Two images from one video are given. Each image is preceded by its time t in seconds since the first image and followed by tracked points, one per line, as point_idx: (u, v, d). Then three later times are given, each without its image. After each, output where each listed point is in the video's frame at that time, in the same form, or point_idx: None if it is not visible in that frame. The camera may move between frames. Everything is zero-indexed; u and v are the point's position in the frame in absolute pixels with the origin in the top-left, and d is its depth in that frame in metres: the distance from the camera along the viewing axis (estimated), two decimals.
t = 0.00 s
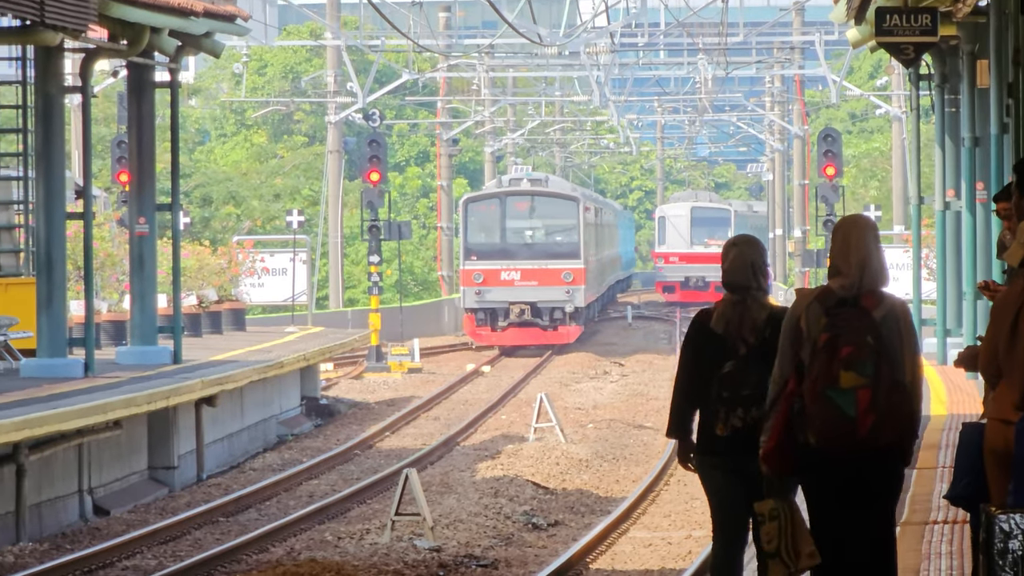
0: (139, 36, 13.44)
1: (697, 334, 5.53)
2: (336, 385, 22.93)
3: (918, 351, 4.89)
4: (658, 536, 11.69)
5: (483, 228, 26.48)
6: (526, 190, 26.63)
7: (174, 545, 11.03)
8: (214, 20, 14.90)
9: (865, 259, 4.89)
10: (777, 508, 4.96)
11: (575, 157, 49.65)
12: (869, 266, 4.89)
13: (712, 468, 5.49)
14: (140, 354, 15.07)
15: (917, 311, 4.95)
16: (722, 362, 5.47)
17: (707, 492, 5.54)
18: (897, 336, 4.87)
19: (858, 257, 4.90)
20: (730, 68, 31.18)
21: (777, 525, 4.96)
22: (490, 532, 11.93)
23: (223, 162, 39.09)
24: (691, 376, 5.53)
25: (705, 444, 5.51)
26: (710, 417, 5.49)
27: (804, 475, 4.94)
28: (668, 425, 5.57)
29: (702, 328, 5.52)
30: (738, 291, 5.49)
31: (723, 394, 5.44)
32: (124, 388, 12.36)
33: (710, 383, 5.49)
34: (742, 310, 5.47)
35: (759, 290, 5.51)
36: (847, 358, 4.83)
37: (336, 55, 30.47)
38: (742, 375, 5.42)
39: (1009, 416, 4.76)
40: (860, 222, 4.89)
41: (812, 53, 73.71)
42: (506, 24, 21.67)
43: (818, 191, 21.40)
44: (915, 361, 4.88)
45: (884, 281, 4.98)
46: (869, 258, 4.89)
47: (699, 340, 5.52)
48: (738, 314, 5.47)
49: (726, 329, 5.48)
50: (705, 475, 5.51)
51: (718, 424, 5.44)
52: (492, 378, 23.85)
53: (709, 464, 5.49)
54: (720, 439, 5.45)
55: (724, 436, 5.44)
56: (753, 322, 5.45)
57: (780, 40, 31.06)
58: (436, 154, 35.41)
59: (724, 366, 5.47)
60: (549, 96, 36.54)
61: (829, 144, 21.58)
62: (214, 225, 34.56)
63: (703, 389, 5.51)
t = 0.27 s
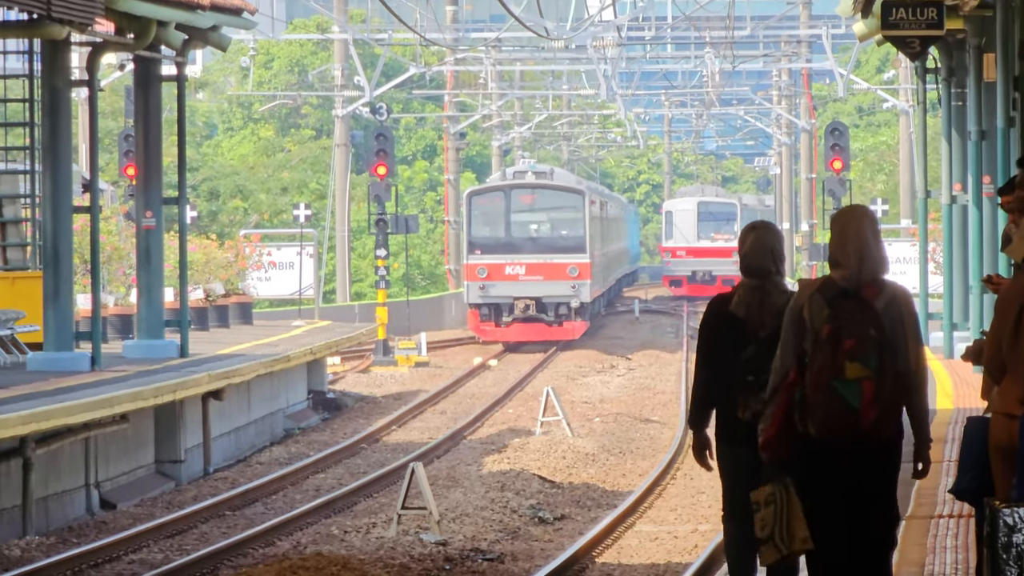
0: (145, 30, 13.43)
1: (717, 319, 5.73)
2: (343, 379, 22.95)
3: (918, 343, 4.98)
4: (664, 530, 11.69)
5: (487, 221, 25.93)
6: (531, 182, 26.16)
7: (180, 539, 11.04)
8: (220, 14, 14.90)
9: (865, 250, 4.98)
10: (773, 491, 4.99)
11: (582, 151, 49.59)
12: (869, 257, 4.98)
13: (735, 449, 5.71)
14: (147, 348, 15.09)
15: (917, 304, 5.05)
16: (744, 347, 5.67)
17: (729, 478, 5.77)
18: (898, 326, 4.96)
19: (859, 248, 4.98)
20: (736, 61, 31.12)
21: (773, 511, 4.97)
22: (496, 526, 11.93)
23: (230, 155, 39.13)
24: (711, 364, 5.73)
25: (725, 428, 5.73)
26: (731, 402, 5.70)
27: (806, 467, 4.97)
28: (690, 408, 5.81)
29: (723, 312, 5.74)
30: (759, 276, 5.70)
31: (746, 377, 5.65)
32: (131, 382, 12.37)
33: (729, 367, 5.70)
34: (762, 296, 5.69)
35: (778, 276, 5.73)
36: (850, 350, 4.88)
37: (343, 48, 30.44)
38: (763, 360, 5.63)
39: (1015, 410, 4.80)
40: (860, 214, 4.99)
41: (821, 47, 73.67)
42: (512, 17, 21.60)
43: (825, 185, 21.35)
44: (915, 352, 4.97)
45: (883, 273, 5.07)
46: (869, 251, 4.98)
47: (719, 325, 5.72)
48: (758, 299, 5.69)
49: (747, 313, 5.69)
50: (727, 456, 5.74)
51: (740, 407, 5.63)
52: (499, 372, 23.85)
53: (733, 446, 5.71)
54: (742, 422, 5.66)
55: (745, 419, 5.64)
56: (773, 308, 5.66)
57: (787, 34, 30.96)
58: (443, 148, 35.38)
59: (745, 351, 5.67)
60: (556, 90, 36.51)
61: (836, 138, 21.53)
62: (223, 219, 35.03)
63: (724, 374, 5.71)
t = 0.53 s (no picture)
0: (153, 26, 13.45)
1: (722, 320, 5.77)
2: (351, 375, 22.96)
3: (928, 336, 5.09)
4: (672, 526, 11.68)
5: (492, 218, 25.62)
6: (537, 177, 25.83)
7: (188, 535, 11.07)
8: (228, 10, 14.88)
9: (873, 248, 5.12)
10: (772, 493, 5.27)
11: (591, 147, 49.50)
12: (877, 255, 5.12)
13: (741, 449, 5.73)
14: (156, 345, 15.14)
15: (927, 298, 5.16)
16: (752, 350, 5.70)
17: (735, 481, 5.78)
18: (906, 321, 5.08)
19: (868, 245, 5.11)
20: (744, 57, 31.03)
21: (770, 504, 5.26)
22: (504, 522, 11.94)
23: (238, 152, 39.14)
24: (717, 369, 5.75)
25: (731, 431, 5.75)
26: (738, 403, 5.73)
27: (815, 457, 5.17)
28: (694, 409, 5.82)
29: (730, 316, 5.76)
30: (765, 278, 5.72)
31: (756, 379, 5.68)
32: (139, 379, 12.39)
33: (736, 370, 5.73)
34: (769, 300, 5.71)
35: (783, 279, 5.75)
36: (857, 344, 5.04)
37: (351, 45, 30.43)
38: (774, 364, 5.67)
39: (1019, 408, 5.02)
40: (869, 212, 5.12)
41: (831, 44, 73.43)
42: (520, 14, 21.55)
43: (834, 181, 21.29)
44: (925, 345, 5.08)
45: (893, 269, 5.20)
46: (878, 247, 5.11)
47: (725, 326, 5.76)
48: (767, 304, 5.71)
49: (754, 318, 5.71)
50: (732, 456, 5.77)
51: (751, 411, 5.67)
52: (507, 369, 23.83)
53: (739, 446, 5.74)
54: (752, 425, 5.69)
55: (756, 422, 5.68)
56: (780, 312, 5.69)
57: (796, 29, 30.86)
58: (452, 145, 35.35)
59: (754, 353, 5.70)
60: (565, 86, 36.45)
61: (844, 134, 21.46)
62: (231, 215, 35.08)
63: (730, 376, 5.74)
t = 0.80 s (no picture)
0: (160, 28, 13.47)
1: (717, 314, 5.70)
2: (359, 376, 22.99)
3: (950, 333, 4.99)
4: (679, 527, 11.68)
5: (497, 218, 25.41)
6: (543, 177, 25.62)
7: (195, 536, 11.08)
8: (236, 11, 14.88)
9: (894, 243, 5.03)
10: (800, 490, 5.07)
11: (599, 148, 49.58)
12: (899, 250, 5.03)
13: (735, 444, 5.65)
14: (164, 345, 15.17)
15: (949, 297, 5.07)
16: (744, 344, 5.64)
17: (732, 478, 5.70)
18: (928, 321, 4.99)
19: (886, 242, 5.05)
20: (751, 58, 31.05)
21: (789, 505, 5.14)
22: (511, 523, 11.95)
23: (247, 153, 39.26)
24: (712, 363, 5.68)
25: (728, 426, 5.67)
26: (730, 397, 5.65)
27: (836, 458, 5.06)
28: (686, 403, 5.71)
29: (724, 308, 5.69)
30: (760, 273, 5.67)
31: (747, 373, 5.60)
32: (147, 380, 12.40)
33: (730, 363, 5.65)
34: (764, 293, 5.64)
35: (778, 272, 5.70)
36: (874, 339, 4.98)
37: (360, 46, 30.49)
38: (766, 358, 5.60)
39: None
40: (888, 208, 5.06)
41: (839, 44, 73.44)
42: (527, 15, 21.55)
43: (841, 182, 21.29)
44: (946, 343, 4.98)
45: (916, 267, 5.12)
46: (898, 243, 5.04)
47: (719, 319, 5.68)
48: (760, 297, 5.64)
49: (749, 312, 5.63)
50: (726, 451, 5.69)
51: (742, 403, 5.60)
52: (515, 369, 23.84)
53: (733, 441, 5.65)
54: (743, 419, 5.62)
55: (747, 415, 5.60)
56: (775, 305, 5.63)
57: (803, 30, 30.86)
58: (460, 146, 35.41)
59: (746, 347, 5.63)
60: (573, 88, 36.48)
61: (852, 135, 21.42)
62: (240, 216, 35.16)
63: (723, 370, 5.67)
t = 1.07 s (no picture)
0: (166, 27, 13.49)
1: (722, 315, 5.71)
2: (365, 376, 23.01)
3: (958, 331, 5.19)
4: (685, 527, 11.67)
5: (500, 218, 25.36)
6: (546, 177, 25.56)
7: (201, 536, 11.09)
8: (242, 11, 14.90)
9: (906, 243, 5.19)
10: (829, 484, 5.19)
11: (605, 147, 49.57)
12: (912, 251, 5.19)
13: (738, 445, 5.64)
14: (169, 345, 15.18)
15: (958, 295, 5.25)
16: (743, 347, 5.64)
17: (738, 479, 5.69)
18: (939, 319, 5.17)
19: (899, 242, 5.21)
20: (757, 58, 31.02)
21: (833, 497, 5.16)
22: (517, 522, 11.95)
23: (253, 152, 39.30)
24: (716, 363, 5.70)
25: (732, 426, 5.67)
26: (734, 398, 5.66)
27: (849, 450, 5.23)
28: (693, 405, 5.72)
29: (727, 310, 5.71)
30: (761, 275, 5.67)
31: (747, 374, 5.60)
32: (153, 379, 12.42)
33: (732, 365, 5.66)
34: (764, 296, 5.63)
35: (778, 275, 5.67)
36: (890, 338, 5.15)
37: (366, 46, 30.48)
38: (765, 359, 5.59)
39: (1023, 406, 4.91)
40: (900, 209, 5.21)
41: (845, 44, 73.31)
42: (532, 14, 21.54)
43: (848, 181, 21.27)
44: (956, 340, 5.18)
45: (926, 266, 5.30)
46: (910, 244, 5.19)
47: (725, 321, 5.70)
48: (761, 299, 5.63)
49: (749, 313, 5.64)
50: (731, 452, 5.68)
51: (741, 404, 5.60)
52: (521, 369, 23.84)
53: (737, 442, 5.64)
54: (745, 420, 5.61)
55: (745, 416, 5.61)
56: (774, 308, 5.62)
57: (809, 30, 30.82)
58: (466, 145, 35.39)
59: (746, 349, 5.64)
60: (580, 87, 36.46)
61: (858, 134, 21.39)
62: (246, 216, 35.14)
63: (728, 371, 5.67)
